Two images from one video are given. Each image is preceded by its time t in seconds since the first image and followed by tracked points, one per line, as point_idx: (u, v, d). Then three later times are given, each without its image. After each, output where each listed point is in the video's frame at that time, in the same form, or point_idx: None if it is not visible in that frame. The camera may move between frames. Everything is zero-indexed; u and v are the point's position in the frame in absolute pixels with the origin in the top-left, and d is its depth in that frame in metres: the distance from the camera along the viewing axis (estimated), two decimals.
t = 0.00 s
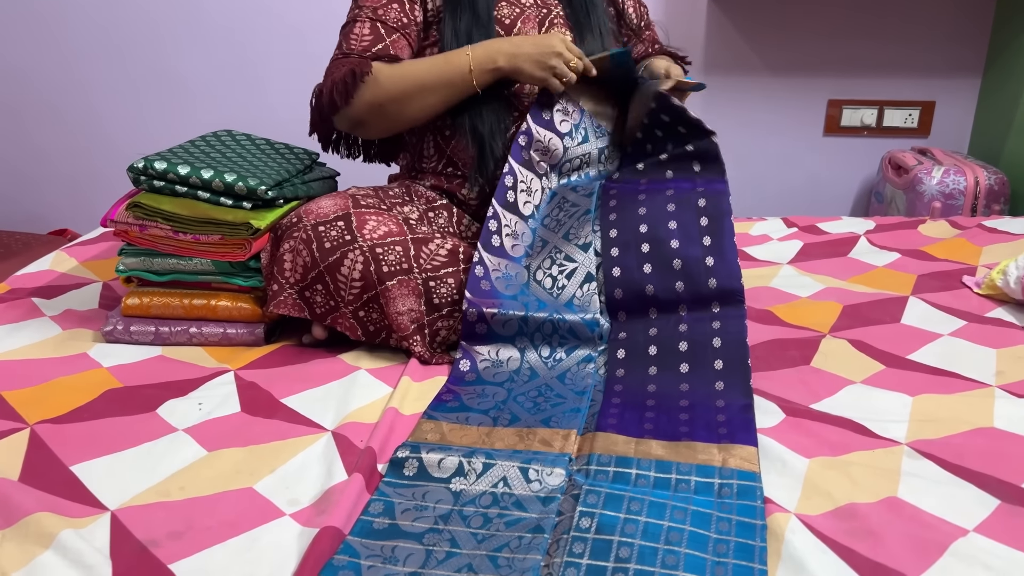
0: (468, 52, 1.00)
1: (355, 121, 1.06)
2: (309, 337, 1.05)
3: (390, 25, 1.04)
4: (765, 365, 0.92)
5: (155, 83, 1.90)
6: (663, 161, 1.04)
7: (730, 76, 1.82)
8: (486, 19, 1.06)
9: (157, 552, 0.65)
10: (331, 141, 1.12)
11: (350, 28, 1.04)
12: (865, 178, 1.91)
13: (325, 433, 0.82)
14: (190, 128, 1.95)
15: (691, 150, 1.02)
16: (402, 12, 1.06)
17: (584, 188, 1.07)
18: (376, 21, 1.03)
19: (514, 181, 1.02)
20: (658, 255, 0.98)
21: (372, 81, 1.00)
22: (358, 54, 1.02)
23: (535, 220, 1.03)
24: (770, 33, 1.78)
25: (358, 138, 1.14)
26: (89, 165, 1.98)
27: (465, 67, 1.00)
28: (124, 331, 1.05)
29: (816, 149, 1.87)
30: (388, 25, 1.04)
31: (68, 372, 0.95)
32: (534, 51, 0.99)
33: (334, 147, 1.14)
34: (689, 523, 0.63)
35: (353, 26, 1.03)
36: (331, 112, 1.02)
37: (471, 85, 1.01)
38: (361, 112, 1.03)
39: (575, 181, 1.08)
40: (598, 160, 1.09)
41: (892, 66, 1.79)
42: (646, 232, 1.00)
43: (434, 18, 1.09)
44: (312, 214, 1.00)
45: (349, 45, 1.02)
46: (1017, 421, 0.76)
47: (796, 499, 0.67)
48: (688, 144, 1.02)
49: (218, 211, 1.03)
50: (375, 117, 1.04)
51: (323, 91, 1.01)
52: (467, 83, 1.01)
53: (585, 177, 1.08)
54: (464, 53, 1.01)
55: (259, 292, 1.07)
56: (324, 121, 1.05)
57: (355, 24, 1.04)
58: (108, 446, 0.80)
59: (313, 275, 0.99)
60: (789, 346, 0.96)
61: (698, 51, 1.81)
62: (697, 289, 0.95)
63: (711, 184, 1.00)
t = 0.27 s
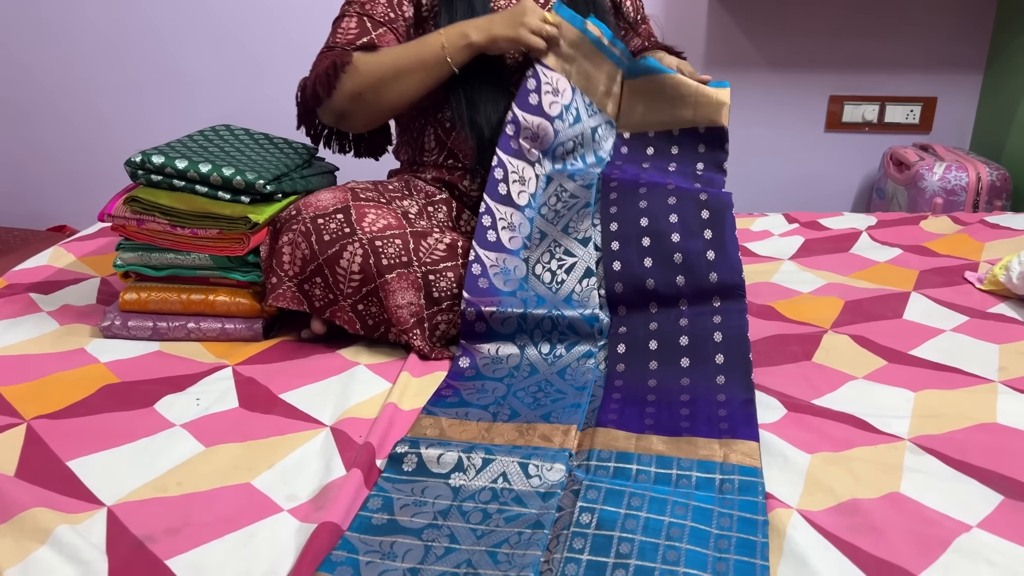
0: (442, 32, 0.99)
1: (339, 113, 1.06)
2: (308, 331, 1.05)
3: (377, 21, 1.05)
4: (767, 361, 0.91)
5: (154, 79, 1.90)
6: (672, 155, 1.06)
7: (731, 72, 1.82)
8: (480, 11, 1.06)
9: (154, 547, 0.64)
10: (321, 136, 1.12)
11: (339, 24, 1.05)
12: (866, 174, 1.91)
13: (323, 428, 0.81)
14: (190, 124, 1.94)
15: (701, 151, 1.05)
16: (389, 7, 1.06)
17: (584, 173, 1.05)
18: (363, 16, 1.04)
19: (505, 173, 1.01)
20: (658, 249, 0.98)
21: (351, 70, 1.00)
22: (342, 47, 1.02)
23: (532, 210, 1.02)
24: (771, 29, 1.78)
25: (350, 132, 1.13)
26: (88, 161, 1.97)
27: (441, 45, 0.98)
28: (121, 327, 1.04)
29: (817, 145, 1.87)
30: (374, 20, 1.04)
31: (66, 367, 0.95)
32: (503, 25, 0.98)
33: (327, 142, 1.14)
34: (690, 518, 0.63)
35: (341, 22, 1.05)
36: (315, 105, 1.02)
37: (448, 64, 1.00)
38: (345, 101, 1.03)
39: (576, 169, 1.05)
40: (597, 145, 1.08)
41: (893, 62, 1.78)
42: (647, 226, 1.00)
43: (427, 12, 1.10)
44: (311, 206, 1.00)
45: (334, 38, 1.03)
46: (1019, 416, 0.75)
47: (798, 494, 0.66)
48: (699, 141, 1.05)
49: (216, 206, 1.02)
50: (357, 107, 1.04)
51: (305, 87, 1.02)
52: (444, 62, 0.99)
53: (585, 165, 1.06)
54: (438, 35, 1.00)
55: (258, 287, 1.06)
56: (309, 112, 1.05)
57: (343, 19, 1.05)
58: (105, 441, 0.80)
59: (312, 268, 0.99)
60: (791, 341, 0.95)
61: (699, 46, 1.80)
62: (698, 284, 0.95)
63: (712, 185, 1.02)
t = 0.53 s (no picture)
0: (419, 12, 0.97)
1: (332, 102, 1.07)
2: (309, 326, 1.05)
3: (371, 13, 1.04)
4: (769, 355, 0.91)
5: (155, 74, 1.89)
6: (669, 156, 1.06)
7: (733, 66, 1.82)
8: None
9: (158, 541, 0.64)
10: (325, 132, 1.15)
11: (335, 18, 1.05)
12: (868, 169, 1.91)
13: (326, 423, 0.81)
14: (191, 120, 1.94)
15: (699, 158, 1.05)
16: None
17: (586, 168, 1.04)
18: (358, 10, 1.04)
19: (501, 163, 1.01)
20: (661, 247, 0.97)
21: (338, 59, 1.01)
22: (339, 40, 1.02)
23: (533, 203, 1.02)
24: (773, 24, 1.77)
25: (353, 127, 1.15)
26: (89, 157, 1.97)
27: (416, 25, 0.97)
28: (124, 322, 1.05)
29: (819, 140, 1.87)
30: (369, 13, 1.04)
31: (69, 362, 0.95)
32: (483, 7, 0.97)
33: (332, 138, 1.17)
34: (692, 511, 0.63)
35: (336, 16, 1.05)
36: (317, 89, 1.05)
37: (428, 44, 0.98)
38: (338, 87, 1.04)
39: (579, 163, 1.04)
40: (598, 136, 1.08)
41: (896, 57, 1.78)
42: (649, 222, 0.99)
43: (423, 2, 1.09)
44: (314, 201, 1.00)
45: (330, 33, 1.03)
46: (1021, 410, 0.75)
47: (801, 489, 0.65)
48: (701, 133, 1.06)
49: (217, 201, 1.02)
50: (347, 96, 1.05)
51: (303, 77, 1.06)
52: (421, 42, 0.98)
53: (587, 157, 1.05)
54: (415, 15, 0.98)
55: (260, 283, 1.06)
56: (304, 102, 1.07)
57: (338, 14, 1.05)
58: (108, 435, 0.80)
59: (314, 262, 0.99)
60: (793, 336, 0.95)
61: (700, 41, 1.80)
62: (700, 282, 0.95)
63: (713, 185, 1.02)
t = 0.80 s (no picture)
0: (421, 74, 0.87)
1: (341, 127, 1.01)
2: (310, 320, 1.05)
3: (387, 16, 1.02)
4: (770, 349, 0.91)
5: (155, 70, 1.89)
6: (674, 144, 1.07)
7: (735, 59, 1.82)
8: None
9: (160, 535, 0.64)
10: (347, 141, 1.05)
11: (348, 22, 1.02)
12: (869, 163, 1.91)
13: (328, 417, 0.81)
14: (191, 115, 1.94)
15: (704, 138, 1.05)
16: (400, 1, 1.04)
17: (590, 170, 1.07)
18: (373, 12, 1.02)
19: (503, 184, 1.05)
20: (662, 242, 0.97)
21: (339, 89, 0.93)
22: (352, 47, 0.98)
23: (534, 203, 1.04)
24: (775, 16, 1.77)
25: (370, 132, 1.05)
26: (89, 153, 1.97)
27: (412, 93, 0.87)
28: (125, 317, 1.05)
29: (820, 133, 1.87)
30: (383, 16, 1.02)
31: (70, 357, 0.95)
32: (490, 96, 0.85)
33: (345, 142, 1.05)
34: (694, 505, 0.63)
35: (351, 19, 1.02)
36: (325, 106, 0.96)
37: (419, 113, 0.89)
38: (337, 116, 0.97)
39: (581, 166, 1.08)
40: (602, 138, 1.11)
41: (898, 50, 1.77)
42: (651, 217, 0.99)
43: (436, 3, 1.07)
44: (315, 193, 1.00)
45: (344, 39, 0.99)
46: None
47: (802, 482, 0.65)
48: (706, 104, 1.07)
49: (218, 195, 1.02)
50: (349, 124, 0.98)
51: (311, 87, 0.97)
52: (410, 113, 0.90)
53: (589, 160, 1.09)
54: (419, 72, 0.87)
55: (261, 277, 1.06)
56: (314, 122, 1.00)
57: (352, 17, 1.01)
58: (110, 429, 0.80)
59: (315, 255, 0.99)
60: (794, 329, 0.95)
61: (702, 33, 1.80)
62: (702, 276, 0.94)
63: (721, 167, 1.02)
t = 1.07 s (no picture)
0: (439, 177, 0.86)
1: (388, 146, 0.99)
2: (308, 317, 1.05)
3: (426, 15, 0.98)
4: (768, 343, 0.91)
5: (151, 66, 1.88)
6: (674, 138, 1.07)
7: (732, 54, 1.82)
8: None
9: (159, 530, 0.64)
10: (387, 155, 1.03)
11: (384, 21, 0.96)
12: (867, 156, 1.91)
13: (326, 413, 0.81)
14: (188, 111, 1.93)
15: (703, 131, 1.05)
16: None
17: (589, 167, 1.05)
18: (412, 11, 0.97)
19: (502, 180, 1.01)
20: (662, 241, 0.96)
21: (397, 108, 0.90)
22: (404, 50, 0.94)
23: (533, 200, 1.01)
24: (772, 10, 1.77)
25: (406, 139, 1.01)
26: (86, 149, 1.96)
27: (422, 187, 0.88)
28: (123, 313, 1.05)
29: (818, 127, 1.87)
30: (424, 14, 0.97)
31: (68, 353, 0.95)
32: (455, 259, 0.81)
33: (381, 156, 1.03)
34: (693, 498, 0.63)
35: (390, 17, 0.96)
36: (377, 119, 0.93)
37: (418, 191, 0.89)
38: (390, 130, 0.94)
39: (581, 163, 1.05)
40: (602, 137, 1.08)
41: (895, 43, 1.77)
42: (651, 216, 0.98)
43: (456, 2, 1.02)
44: (311, 193, 1.00)
45: (391, 40, 0.95)
46: (1022, 396, 0.75)
47: (801, 475, 0.66)
48: (706, 107, 1.08)
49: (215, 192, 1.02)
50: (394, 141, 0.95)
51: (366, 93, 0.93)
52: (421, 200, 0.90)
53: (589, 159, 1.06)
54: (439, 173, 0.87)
55: (258, 273, 1.06)
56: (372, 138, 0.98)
57: (391, 15, 0.96)
58: (108, 425, 0.80)
59: (312, 256, 0.99)
60: (792, 323, 0.95)
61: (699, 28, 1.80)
62: (701, 275, 0.94)
63: (722, 160, 1.01)
